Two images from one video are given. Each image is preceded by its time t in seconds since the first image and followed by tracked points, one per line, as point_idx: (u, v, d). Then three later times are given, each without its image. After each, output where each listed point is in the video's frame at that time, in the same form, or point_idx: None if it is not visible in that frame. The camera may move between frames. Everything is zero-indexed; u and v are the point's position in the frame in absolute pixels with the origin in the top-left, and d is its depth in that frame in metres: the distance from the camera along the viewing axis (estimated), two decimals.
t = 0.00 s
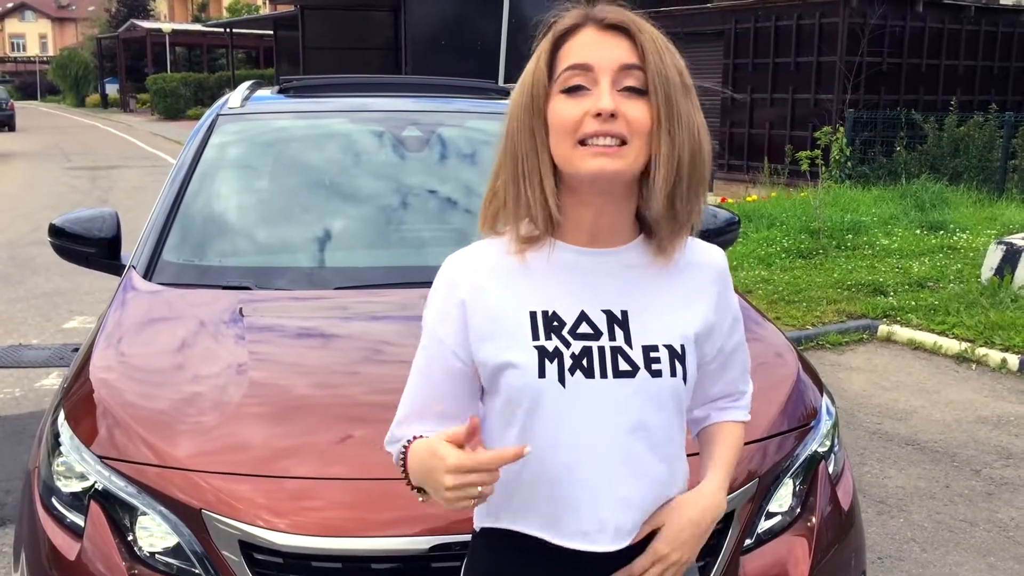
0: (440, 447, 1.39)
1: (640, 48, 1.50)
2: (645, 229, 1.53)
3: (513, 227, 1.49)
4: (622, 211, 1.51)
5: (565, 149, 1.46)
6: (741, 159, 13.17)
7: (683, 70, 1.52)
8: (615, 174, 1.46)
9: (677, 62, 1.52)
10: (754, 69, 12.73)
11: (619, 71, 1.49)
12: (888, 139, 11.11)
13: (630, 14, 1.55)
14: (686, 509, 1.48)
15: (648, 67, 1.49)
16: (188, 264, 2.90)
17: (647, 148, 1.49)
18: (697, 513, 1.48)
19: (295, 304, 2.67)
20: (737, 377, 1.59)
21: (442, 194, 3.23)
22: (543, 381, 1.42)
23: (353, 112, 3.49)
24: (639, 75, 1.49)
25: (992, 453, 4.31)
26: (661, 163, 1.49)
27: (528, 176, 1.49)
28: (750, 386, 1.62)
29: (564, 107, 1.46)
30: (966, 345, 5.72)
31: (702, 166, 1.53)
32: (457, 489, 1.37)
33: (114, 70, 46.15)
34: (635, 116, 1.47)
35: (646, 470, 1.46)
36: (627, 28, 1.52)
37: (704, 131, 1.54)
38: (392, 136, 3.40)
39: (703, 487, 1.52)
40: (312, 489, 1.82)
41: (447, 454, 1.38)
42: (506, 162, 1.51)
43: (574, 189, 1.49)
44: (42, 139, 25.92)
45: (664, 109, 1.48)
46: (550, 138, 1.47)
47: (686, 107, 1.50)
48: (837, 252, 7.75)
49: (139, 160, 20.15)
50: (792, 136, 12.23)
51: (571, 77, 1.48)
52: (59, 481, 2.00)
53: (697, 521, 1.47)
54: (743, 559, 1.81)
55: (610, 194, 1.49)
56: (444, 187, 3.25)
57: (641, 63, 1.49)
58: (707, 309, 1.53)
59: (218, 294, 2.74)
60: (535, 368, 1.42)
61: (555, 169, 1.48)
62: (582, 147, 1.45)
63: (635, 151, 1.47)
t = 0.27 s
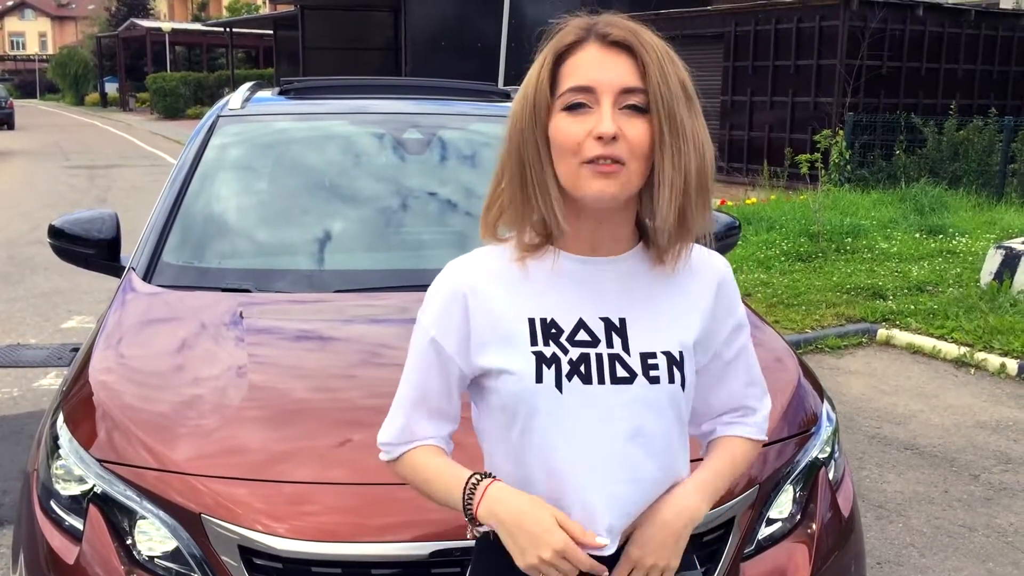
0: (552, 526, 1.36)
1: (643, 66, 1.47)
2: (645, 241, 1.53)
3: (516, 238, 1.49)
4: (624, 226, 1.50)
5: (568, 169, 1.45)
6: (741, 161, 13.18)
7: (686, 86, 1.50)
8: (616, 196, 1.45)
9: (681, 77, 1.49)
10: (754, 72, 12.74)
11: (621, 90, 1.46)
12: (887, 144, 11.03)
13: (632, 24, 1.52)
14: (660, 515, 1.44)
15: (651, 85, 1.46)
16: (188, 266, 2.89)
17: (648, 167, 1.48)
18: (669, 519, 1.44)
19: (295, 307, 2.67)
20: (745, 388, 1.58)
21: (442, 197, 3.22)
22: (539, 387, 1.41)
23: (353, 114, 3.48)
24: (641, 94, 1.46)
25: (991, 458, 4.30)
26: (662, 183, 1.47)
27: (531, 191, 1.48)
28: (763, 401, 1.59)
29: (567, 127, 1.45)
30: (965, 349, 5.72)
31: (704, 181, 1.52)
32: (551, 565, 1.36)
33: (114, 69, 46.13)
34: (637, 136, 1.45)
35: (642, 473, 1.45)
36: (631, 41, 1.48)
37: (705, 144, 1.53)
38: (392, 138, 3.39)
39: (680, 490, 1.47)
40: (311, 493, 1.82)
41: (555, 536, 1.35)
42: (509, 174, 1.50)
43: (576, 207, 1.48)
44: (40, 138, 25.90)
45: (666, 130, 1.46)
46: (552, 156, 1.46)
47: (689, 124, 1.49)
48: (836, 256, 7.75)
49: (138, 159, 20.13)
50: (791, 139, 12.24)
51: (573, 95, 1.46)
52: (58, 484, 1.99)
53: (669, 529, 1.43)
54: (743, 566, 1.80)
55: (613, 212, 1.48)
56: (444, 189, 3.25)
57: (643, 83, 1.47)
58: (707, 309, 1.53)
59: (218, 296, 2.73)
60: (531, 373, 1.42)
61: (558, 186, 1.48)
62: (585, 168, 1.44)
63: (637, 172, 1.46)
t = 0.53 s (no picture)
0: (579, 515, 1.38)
1: (640, 84, 1.46)
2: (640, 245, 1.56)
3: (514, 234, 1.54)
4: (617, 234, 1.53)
5: (562, 186, 1.48)
6: (743, 160, 13.17)
7: (682, 101, 1.50)
8: (607, 212, 1.48)
9: (677, 95, 1.49)
10: (757, 71, 12.72)
11: (616, 112, 1.46)
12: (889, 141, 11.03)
13: (633, 35, 1.49)
14: (645, 506, 1.41)
15: (645, 107, 1.46)
16: (191, 266, 2.89)
17: (639, 182, 1.50)
18: (655, 510, 1.40)
19: (299, 308, 2.66)
20: (756, 398, 1.51)
21: (445, 197, 3.22)
22: (518, 359, 1.44)
23: (356, 114, 3.48)
24: (636, 114, 1.46)
25: (994, 457, 4.30)
26: (652, 200, 1.50)
27: (529, 194, 1.53)
28: (775, 414, 1.52)
29: (561, 144, 1.47)
30: (968, 349, 5.71)
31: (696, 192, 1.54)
32: (572, 554, 1.37)
33: (115, 67, 46.13)
34: (630, 156, 1.47)
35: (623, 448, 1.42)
36: (630, 59, 1.46)
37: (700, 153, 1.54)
38: (395, 138, 3.39)
39: (667, 482, 1.43)
40: (316, 495, 1.81)
41: (578, 522, 1.37)
42: (508, 177, 1.55)
43: (570, 217, 1.52)
44: (42, 137, 25.90)
45: (658, 149, 1.47)
46: (547, 168, 1.49)
47: (684, 140, 1.49)
48: (839, 255, 7.74)
49: (140, 158, 20.13)
50: (794, 137, 12.22)
51: (569, 114, 1.47)
52: (63, 486, 1.99)
53: (655, 520, 1.39)
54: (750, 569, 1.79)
55: (606, 222, 1.52)
56: (447, 189, 3.24)
57: (639, 105, 1.46)
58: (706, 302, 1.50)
59: (223, 297, 2.73)
60: (512, 346, 1.45)
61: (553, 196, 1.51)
62: (577, 187, 1.47)
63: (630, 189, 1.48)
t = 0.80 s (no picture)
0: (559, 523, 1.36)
1: (641, 104, 1.44)
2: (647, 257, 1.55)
3: (521, 245, 1.55)
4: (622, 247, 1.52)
5: (565, 203, 1.47)
6: (745, 157, 13.13)
7: (683, 117, 1.48)
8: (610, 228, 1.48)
9: (679, 112, 1.47)
10: (759, 67, 12.68)
11: (617, 132, 1.44)
12: (892, 139, 10.93)
13: (634, 51, 1.47)
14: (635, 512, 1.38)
15: (646, 125, 1.44)
16: (192, 267, 2.87)
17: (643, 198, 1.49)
18: (647, 515, 1.38)
19: (301, 309, 2.64)
20: (758, 411, 1.47)
21: (447, 196, 3.20)
22: (520, 363, 1.44)
23: (359, 113, 3.46)
24: (638, 132, 1.45)
25: (1000, 456, 4.28)
26: (656, 217, 1.48)
27: (534, 209, 1.53)
28: (775, 430, 1.48)
29: (563, 162, 1.46)
30: (973, 347, 5.69)
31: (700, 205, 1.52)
32: (559, 567, 1.34)
33: (115, 65, 46.07)
34: (631, 174, 1.45)
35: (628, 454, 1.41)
36: (631, 78, 1.44)
37: (704, 166, 1.52)
38: (397, 136, 3.37)
39: (661, 488, 1.41)
40: (319, 500, 1.79)
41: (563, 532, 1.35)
42: (514, 188, 1.55)
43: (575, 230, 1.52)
44: (43, 135, 25.87)
45: (661, 166, 1.46)
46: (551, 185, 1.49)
47: (686, 156, 1.48)
48: (843, 252, 7.71)
49: (141, 155, 20.11)
50: (796, 134, 12.19)
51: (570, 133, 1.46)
52: (64, 492, 1.97)
53: (648, 525, 1.37)
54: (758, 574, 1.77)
55: (611, 237, 1.51)
56: (450, 188, 3.22)
57: (640, 125, 1.44)
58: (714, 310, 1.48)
59: (225, 298, 2.70)
60: (514, 351, 1.45)
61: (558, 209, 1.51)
62: (579, 205, 1.46)
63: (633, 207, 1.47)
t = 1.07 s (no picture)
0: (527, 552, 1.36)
1: (647, 86, 1.44)
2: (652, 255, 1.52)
3: (525, 242, 1.53)
4: (626, 238, 1.51)
5: (569, 186, 1.46)
6: (743, 154, 13.12)
7: (692, 104, 1.47)
8: (614, 214, 1.46)
9: (686, 99, 1.46)
10: (756, 64, 12.67)
11: (623, 112, 1.44)
12: (890, 135, 10.96)
13: (641, 38, 1.48)
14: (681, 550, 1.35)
15: (653, 107, 1.43)
16: (189, 267, 2.85)
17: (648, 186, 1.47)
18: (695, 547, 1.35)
19: (299, 309, 2.62)
20: (759, 414, 1.47)
21: (446, 194, 3.18)
22: (525, 369, 1.42)
23: (356, 111, 3.44)
24: (644, 114, 1.44)
25: (1000, 454, 4.27)
26: (661, 206, 1.46)
27: (538, 201, 1.51)
28: (776, 432, 1.47)
29: (567, 145, 1.45)
30: (972, 344, 5.68)
31: (708, 200, 1.50)
32: None
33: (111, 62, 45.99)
34: (637, 156, 1.44)
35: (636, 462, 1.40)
36: (637, 60, 1.45)
37: (711, 158, 1.50)
38: (396, 134, 3.35)
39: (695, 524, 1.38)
40: (318, 502, 1.78)
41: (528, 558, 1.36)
42: (518, 181, 1.53)
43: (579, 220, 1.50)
44: (39, 132, 25.82)
45: (666, 152, 1.44)
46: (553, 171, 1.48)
47: (693, 143, 1.46)
48: (841, 250, 7.71)
49: (137, 153, 20.09)
50: (794, 131, 12.19)
51: (575, 114, 1.45)
52: (61, 494, 1.95)
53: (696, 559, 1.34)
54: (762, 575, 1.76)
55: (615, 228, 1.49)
56: (449, 186, 3.20)
57: (646, 105, 1.44)
58: (722, 313, 1.47)
59: (223, 298, 2.69)
60: (518, 356, 1.43)
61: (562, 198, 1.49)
62: (583, 186, 1.45)
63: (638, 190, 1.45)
